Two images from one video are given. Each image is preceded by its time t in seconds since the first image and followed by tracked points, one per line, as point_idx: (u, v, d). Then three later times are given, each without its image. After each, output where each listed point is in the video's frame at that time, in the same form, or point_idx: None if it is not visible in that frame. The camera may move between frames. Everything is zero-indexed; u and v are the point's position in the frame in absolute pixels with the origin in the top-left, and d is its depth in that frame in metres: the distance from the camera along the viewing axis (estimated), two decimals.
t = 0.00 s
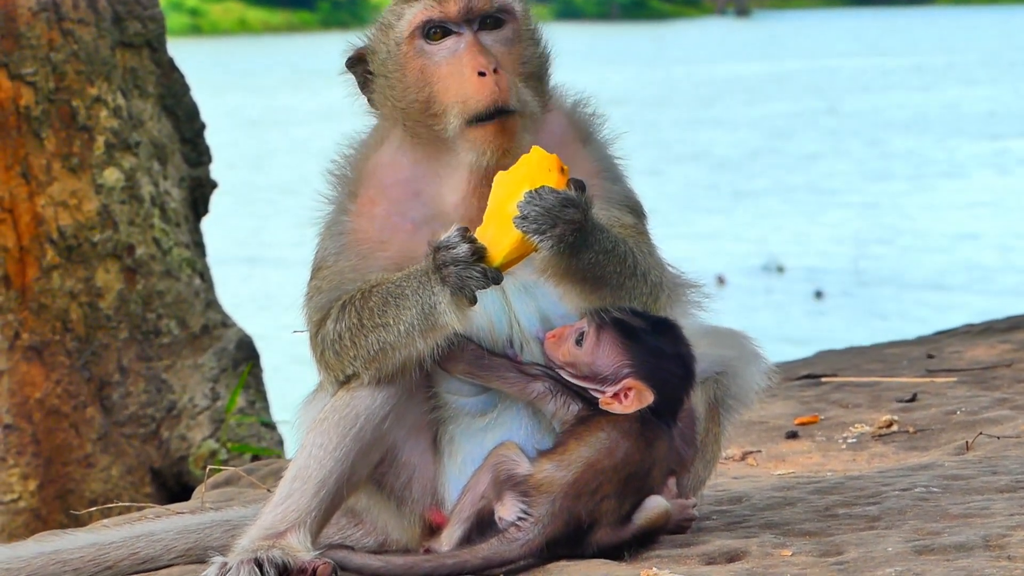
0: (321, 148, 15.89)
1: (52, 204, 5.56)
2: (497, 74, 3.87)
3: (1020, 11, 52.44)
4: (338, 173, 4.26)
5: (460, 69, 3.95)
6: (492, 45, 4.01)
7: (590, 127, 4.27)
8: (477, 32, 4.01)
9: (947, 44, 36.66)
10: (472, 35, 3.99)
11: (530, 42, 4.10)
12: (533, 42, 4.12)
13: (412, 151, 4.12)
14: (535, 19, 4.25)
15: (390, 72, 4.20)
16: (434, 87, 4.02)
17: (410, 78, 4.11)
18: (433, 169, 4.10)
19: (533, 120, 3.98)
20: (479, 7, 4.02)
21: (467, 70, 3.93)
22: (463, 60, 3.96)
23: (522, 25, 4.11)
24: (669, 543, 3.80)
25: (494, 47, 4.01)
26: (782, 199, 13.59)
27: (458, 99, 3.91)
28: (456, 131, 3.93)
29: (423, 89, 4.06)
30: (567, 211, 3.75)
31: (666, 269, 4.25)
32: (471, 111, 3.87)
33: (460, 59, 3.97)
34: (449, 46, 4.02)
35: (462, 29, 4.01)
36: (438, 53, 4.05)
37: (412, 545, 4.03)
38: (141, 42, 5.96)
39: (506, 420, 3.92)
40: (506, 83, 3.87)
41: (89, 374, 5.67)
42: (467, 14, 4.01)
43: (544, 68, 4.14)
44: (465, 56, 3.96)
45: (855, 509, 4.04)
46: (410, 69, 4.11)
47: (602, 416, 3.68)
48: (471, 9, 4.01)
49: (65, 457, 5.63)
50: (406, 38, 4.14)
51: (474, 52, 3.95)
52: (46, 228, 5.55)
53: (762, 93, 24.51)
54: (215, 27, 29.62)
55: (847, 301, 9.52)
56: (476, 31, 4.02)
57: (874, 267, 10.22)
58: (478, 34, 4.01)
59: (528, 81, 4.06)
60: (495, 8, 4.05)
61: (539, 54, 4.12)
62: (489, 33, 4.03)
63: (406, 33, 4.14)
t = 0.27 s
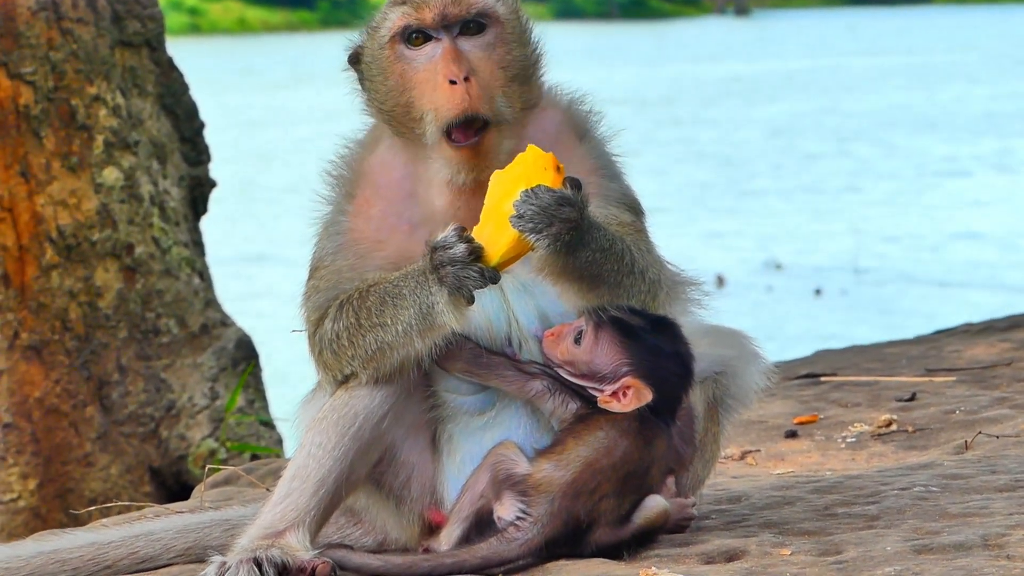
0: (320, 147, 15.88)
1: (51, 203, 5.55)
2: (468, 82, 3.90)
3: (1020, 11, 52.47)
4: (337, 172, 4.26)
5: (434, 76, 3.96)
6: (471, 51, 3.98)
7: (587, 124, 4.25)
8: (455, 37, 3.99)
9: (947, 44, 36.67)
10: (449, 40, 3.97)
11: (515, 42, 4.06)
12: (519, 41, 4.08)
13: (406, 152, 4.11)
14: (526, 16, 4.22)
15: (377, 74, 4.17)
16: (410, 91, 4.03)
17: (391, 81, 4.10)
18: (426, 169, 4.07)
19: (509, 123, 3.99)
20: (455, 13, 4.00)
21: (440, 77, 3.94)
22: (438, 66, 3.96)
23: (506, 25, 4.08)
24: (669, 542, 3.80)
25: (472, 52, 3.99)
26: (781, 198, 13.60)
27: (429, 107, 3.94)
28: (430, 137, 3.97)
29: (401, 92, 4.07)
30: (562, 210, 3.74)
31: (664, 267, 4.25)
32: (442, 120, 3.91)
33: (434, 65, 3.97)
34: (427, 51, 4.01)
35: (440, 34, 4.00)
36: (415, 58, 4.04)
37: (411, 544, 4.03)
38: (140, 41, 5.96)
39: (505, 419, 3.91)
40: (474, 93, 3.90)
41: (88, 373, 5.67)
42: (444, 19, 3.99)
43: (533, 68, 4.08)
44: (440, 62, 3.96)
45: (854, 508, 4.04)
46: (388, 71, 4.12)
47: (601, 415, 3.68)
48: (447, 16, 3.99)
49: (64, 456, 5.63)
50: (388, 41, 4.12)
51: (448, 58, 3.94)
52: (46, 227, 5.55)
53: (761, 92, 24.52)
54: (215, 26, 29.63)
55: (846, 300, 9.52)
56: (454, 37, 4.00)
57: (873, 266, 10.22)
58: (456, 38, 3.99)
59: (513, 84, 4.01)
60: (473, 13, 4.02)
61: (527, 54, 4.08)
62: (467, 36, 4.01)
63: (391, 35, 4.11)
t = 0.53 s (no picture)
0: (320, 147, 15.90)
1: (51, 202, 5.55)
2: (465, 80, 3.88)
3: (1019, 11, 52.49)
4: (336, 172, 4.27)
5: (433, 74, 3.94)
6: (471, 50, 3.95)
7: (586, 124, 4.25)
8: (456, 36, 3.96)
9: (947, 43, 36.70)
10: (450, 39, 3.94)
11: (515, 41, 4.05)
12: (519, 41, 4.07)
13: (405, 152, 4.11)
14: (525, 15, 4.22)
15: (377, 73, 4.18)
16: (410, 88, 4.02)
17: (391, 79, 4.10)
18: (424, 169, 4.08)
19: (508, 121, 3.98)
20: (455, 12, 3.96)
21: (438, 75, 3.93)
22: (437, 64, 3.95)
23: (507, 25, 4.06)
24: (668, 542, 3.79)
25: (473, 51, 3.96)
26: (781, 198, 13.59)
27: (428, 105, 3.93)
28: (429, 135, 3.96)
29: (401, 89, 4.06)
30: (562, 208, 3.74)
31: (664, 266, 4.25)
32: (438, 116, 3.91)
33: (434, 63, 3.96)
34: (428, 50, 3.99)
35: (441, 32, 3.97)
36: (417, 57, 4.02)
37: (411, 543, 4.03)
38: (140, 41, 5.97)
39: (505, 419, 3.91)
40: (471, 90, 3.88)
41: (87, 372, 5.67)
42: (446, 17, 3.96)
43: (532, 67, 4.08)
44: (439, 60, 3.94)
45: (853, 508, 4.05)
46: (390, 68, 4.11)
47: (601, 414, 3.68)
48: (447, 15, 3.95)
49: (64, 455, 5.62)
50: (389, 39, 4.12)
51: (447, 57, 3.92)
52: (45, 225, 5.55)
53: (761, 91, 24.54)
54: (215, 25, 29.67)
55: (845, 300, 9.52)
56: (455, 35, 3.97)
57: (873, 265, 10.23)
58: (457, 37, 3.96)
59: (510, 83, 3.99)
60: (474, 11, 3.99)
61: (525, 54, 4.07)
62: (467, 36, 3.98)
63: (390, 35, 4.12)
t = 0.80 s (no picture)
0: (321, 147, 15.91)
1: (50, 202, 5.55)
2: (471, 82, 3.88)
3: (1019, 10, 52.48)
4: (336, 172, 4.26)
5: (437, 76, 3.94)
6: (474, 51, 3.96)
7: (586, 124, 4.24)
8: (460, 37, 3.98)
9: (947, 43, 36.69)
10: (453, 41, 3.95)
11: (518, 43, 4.06)
12: (521, 42, 4.07)
13: (405, 153, 4.11)
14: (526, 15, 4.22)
15: (378, 75, 4.17)
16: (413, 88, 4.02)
17: (393, 81, 4.10)
18: (423, 171, 4.08)
19: (512, 125, 3.97)
20: (459, 14, 3.98)
21: (442, 78, 3.93)
22: (441, 66, 3.95)
23: (510, 27, 4.06)
24: (668, 542, 3.79)
25: (476, 53, 3.97)
26: (781, 198, 13.59)
27: (433, 107, 3.93)
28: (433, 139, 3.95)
29: (404, 90, 4.05)
30: (562, 209, 3.74)
31: (663, 267, 4.25)
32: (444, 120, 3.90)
33: (438, 65, 3.96)
34: (432, 51, 3.99)
35: (444, 34, 3.98)
36: (420, 58, 4.02)
37: (411, 543, 4.03)
38: (141, 40, 5.97)
39: (505, 419, 3.91)
40: (477, 92, 3.88)
41: (87, 371, 5.67)
42: (450, 18, 3.97)
43: (534, 68, 4.09)
44: (443, 62, 3.95)
45: (853, 508, 4.05)
46: (392, 70, 4.10)
47: (601, 414, 3.68)
48: (450, 17, 3.97)
49: (64, 454, 5.62)
50: (390, 40, 4.12)
51: (452, 58, 3.93)
52: (45, 224, 5.55)
53: (761, 91, 24.54)
54: (215, 24, 29.69)
55: (845, 300, 9.53)
56: (458, 37, 3.98)
57: (873, 265, 10.23)
58: (460, 39, 3.97)
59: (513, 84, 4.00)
60: (477, 13, 4.00)
61: (527, 56, 4.07)
62: (471, 37, 3.99)
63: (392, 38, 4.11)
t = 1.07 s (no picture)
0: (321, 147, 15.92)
1: (51, 202, 5.55)
2: (470, 90, 3.86)
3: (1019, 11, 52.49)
4: (336, 173, 4.26)
5: (437, 82, 3.93)
6: (473, 57, 3.95)
7: (585, 123, 4.24)
8: (459, 43, 3.97)
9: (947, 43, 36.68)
10: (452, 47, 3.95)
11: (516, 47, 4.04)
12: (521, 46, 4.06)
13: (404, 156, 4.10)
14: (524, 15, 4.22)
15: (377, 80, 4.16)
16: (413, 95, 4.01)
17: (392, 87, 4.08)
18: (422, 176, 4.07)
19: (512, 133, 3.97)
20: (457, 19, 3.97)
21: (442, 85, 3.91)
22: (441, 73, 3.93)
23: (508, 31, 4.05)
24: (669, 542, 3.79)
25: (475, 58, 3.96)
26: (781, 198, 13.59)
27: (433, 114, 3.91)
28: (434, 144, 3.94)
29: (403, 96, 4.04)
30: (562, 214, 3.75)
31: (663, 266, 4.24)
32: (445, 127, 3.88)
33: (437, 71, 3.95)
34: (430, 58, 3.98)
35: (443, 41, 3.97)
36: (420, 64, 4.01)
37: (412, 543, 4.03)
38: (142, 40, 5.97)
39: (506, 419, 3.91)
40: (477, 100, 3.85)
41: (88, 371, 5.67)
42: (448, 24, 3.97)
43: (533, 70, 4.08)
44: (442, 69, 3.93)
45: (854, 508, 4.04)
46: (391, 76, 4.09)
47: (602, 414, 3.68)
48: (448, 22, 3.96)
49: (65, 454, 5.63)
50: (389, 43, 4.10)
51: (451, 65, 3.91)
52: (46, 225, 5.55)
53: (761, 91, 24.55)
54: (216, 25, 29.71)
55: (846, 300, 9.53)
56: (457, 43, 3.97)
57: (873, 266, 10.23)
58: (459, 45, 3.96)
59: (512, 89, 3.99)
60: (475, 18, 3.99)
61: (527, 59, 4.07)
62: (470, 43, 3.98)
63: (390, 42, 4.09)
